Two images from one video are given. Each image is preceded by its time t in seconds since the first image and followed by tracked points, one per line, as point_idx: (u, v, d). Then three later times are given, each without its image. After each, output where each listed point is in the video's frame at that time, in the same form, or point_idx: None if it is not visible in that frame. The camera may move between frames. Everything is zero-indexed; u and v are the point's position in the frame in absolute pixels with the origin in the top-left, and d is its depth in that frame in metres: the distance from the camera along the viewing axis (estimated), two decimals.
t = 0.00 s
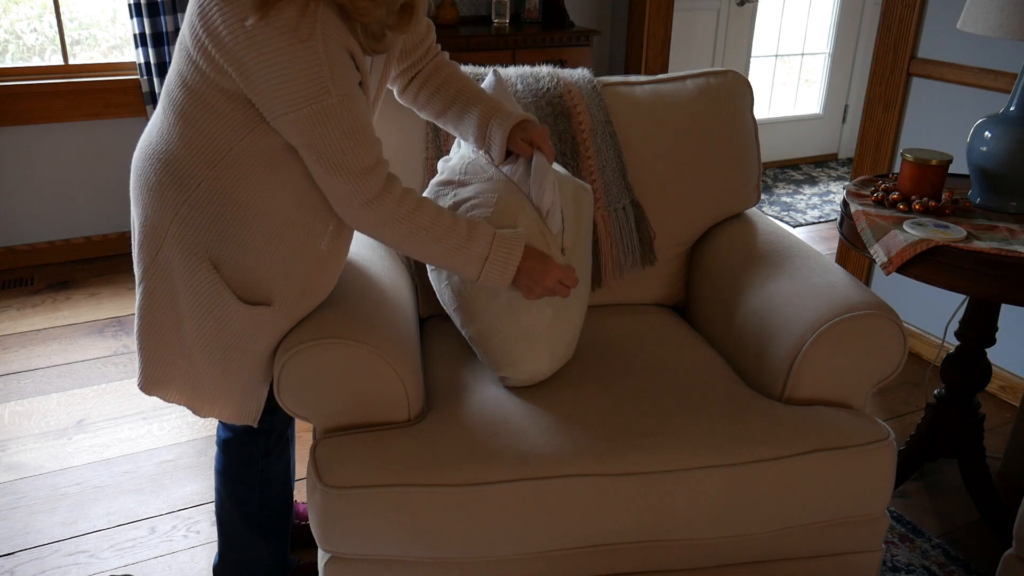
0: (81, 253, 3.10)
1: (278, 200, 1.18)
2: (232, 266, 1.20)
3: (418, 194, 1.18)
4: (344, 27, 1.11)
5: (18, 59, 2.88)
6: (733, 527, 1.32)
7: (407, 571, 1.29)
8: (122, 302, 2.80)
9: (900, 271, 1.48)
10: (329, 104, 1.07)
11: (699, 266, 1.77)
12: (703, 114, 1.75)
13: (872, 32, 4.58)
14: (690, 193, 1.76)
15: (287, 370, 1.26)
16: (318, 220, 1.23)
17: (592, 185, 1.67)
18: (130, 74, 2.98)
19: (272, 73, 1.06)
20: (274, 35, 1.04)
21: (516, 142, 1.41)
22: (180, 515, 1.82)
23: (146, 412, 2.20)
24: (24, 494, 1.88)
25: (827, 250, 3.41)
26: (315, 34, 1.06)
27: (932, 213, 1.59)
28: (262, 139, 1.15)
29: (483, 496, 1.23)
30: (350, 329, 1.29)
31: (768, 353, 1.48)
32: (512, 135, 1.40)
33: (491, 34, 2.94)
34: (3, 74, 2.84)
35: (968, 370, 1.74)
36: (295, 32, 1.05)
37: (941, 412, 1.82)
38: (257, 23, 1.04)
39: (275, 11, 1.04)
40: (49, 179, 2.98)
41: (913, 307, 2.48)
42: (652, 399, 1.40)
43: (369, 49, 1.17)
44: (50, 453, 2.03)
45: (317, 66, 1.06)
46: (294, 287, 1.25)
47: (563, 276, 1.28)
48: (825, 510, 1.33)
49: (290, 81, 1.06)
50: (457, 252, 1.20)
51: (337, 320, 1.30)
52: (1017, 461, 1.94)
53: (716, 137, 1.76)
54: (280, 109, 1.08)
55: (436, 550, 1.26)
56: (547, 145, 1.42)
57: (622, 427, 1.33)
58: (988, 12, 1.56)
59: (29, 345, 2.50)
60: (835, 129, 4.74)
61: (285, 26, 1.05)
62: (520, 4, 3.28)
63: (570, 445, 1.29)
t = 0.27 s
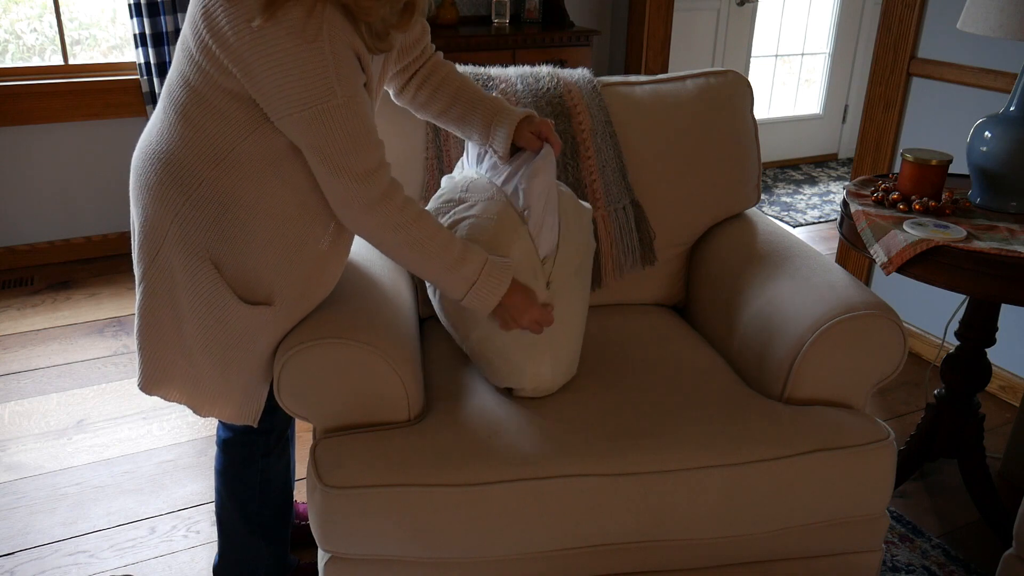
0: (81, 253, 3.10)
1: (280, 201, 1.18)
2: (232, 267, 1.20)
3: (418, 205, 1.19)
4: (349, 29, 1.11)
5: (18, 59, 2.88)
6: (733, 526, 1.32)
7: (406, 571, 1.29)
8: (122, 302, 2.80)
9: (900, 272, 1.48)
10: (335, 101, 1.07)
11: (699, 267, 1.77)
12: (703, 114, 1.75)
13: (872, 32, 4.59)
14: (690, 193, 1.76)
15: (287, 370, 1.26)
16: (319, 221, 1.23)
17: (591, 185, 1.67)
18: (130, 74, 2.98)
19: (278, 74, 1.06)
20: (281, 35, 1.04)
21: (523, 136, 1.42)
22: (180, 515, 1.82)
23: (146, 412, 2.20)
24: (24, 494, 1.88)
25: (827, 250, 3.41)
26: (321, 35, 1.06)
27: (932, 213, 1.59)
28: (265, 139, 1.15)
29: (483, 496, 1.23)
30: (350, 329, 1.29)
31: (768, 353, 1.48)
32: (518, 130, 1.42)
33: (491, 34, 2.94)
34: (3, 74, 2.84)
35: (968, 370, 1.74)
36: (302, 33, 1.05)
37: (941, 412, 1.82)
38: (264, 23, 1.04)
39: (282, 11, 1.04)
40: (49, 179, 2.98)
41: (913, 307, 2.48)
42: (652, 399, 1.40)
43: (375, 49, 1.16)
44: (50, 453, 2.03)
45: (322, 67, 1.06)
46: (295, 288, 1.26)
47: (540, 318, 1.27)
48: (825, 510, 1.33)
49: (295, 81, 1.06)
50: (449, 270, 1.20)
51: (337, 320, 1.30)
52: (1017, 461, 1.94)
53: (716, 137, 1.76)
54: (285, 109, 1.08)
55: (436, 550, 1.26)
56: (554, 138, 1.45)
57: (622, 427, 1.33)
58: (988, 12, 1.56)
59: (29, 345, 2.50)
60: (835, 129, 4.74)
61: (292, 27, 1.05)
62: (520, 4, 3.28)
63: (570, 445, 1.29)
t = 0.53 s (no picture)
0: (81, 253, 3.10)
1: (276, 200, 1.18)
2: (230, 266, 1.19)
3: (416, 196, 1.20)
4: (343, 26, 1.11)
5: (17, 59, 2.88)
6: (733, 526, 1.32)
7: (406, 571, 1.29)
8: (122, 302, 2.80)
9: (900, 271, 1.47)
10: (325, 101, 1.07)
11: (699, 266, 1.77)
12: (703, 114, 1.75)
13: (872, 32, 4.58)
14: (689, 194, 1.76)
15: (286, 370, 1.26)
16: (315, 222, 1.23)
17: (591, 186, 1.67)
18: (130, 74, 2.98)
19: (272, 71, 1.06)
20: (275, 31, 1.04)
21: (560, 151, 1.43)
22: (180, 515, 1.82)
23: (146, 412, 2.20)
24: (24, 494, 1.88)
25: (827, 250, 3.41)
26: (315, 33, 1.06)
27: (932, 213, 1.59)
28: (261, 138, 1.15)
29: (482, 496, 1.23)
30: (350, 329, 1.29)
31: (767, 353, 1.48)
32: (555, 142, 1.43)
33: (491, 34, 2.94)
34: (3, 74, 2.84)
35: (969, 370, 1.74)
36: (295, 29, 1.05)
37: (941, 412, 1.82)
38: (258, 20, 1.04)
39: (277, 8, 1.04)
40: (49, 179, 2.98)
41: (913, 307, 2.48)
42: (652, 399, 1.40)
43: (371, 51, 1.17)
44: (50, 453, 2.03)
45: (316, 64, 1.06)
46: (292, 288, 1.26)
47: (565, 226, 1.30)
48: (825, 510, 1.33)
49: (289, 78, 1.05)
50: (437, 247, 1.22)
51: (337, 320, 1.30)
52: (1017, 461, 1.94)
53: (716, 137, 1.76)
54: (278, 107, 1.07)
55: (436, 550, 1.26)
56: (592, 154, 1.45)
57: (621, 428, 1.33)
58: (988, 11, 1.56)
59: (29, 345, 2.50)
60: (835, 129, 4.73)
61: (286, 23, 1.04)
62: (520, 4, 3.28)
63: (569, 445, 1.29)
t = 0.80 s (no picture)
0: (81, 253, 3.10)
1: (278, 201, 1.18)
2: (230, 266, 1.20)
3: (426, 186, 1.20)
4: (350, 28, 1.12)
5: (17, 59, 2.88)
6: (733, 526, 1.32)
7: (407, 571, 1.29)
8: (122, 302, 2.80)
9: (900, 271, 1.47)
10: (326, 98, 1.07)
11: (699, 266, 1.77)
12: (703, 114, 1.75)
13: (872, 32, 4.58)
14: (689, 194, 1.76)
15: (286, 371, 1.26)
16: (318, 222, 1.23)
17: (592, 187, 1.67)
18: (130, 74, 2.98)
19: (277, 68, 1.06)
20: (281, 31, 1.04)
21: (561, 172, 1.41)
22: (180, 515, 1.82)
23: (146, 412, 2.20)
24: (24, 494, 1.88)
25: (827, 250, 3.41)
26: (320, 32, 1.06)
27: (932, 213, 1.59)
28: (263, 138, 1.14)
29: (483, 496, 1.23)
30: (350, 329, 1.29)
31: (768, 352, 1.48)
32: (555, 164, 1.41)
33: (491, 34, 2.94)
34: (3, 74, 2.84)
35: (969, 370, 1.74)
36: (300, 28, 1.05)
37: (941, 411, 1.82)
38: (264, 20, 1.04)
39: (282, 8, 1.04)
40: (48, 179, 2.98)
41: (913, 307, 2.48)
42: (652, 399, 1.40)
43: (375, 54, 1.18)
44: (50, 453, 2.03)
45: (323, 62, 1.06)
46: (292, 288, 1.25)
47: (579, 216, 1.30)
48: (825, 510, 1.33)
49: (293, 76, 1.05)
50: (460, 235, 1.22)
51: (337, 320, 1.30)
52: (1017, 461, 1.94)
53: (716, 137, 1.76)
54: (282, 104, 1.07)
55: (437, 550, 1.26)
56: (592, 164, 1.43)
57: (621, 428, 1.32)
58: (988, 12, 1.56)
59: (29, 345, 2.50)
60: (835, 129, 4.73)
61: (291, 22, 1.05)
62: (520, 4, 3.28)
63: (570, 444, 1.29)
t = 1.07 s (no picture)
0: (81, 253, 3.10)
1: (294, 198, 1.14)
2: (239, 262, 1.18)
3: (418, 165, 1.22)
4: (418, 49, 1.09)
5: (18, 59, 2.88)
6: (733, 526, 1.32)
7: (407, 570, 1.29)
8: (122, 302, 2.80)
9: (900, 272, 1.47)
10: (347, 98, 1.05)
11: (698, 266, 1.77)
12: (703, 115, 1.75)
13: (872, 32, 4.58)
14: (689, 194, 1.76)
15: (287, 371, 1.26)
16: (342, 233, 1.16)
17: (591, 189, 1.67)
18: (130, 74, 2.98)
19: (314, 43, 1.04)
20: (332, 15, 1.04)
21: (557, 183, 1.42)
22: (180, 515, 1.82)
23: (146, 412, 2.20)
24: (24, 494, 1.88)
25: (826, 250, 3.41)
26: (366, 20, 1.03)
27: (932, 213, 1.59)
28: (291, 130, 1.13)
29: (483, 495, 1.23)
30: (350, 329, 1.29)
31: (767, 351, 1.48)
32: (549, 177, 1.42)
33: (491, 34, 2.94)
34: (3, 74, 2.84)
35: (969, 370, 1.74)
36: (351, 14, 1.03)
37: (941, 411, 1.82)
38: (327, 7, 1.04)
39: None
40: (48, 179, 2.98)
41: (913, 307, 2.48)
42: (653, 399, 1.40)
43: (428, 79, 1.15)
44: (50, 453, 2.03)
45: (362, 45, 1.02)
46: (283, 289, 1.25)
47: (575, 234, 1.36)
48: (825, 509, 1.33)
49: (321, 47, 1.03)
50: (398, 286, 1.22)
51: (337, 321, 1.30)
52: (1017, 461, 1.94)
53: (715, 138, 1.76)
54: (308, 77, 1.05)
55: (437, 550, 1.26)
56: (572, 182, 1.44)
57: (622, 427, 1.32)
58: (988, 12, 1.56)
59: (29, 345, 2.50)
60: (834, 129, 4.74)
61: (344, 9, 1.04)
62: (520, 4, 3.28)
63: (570, 444, 1.29)
